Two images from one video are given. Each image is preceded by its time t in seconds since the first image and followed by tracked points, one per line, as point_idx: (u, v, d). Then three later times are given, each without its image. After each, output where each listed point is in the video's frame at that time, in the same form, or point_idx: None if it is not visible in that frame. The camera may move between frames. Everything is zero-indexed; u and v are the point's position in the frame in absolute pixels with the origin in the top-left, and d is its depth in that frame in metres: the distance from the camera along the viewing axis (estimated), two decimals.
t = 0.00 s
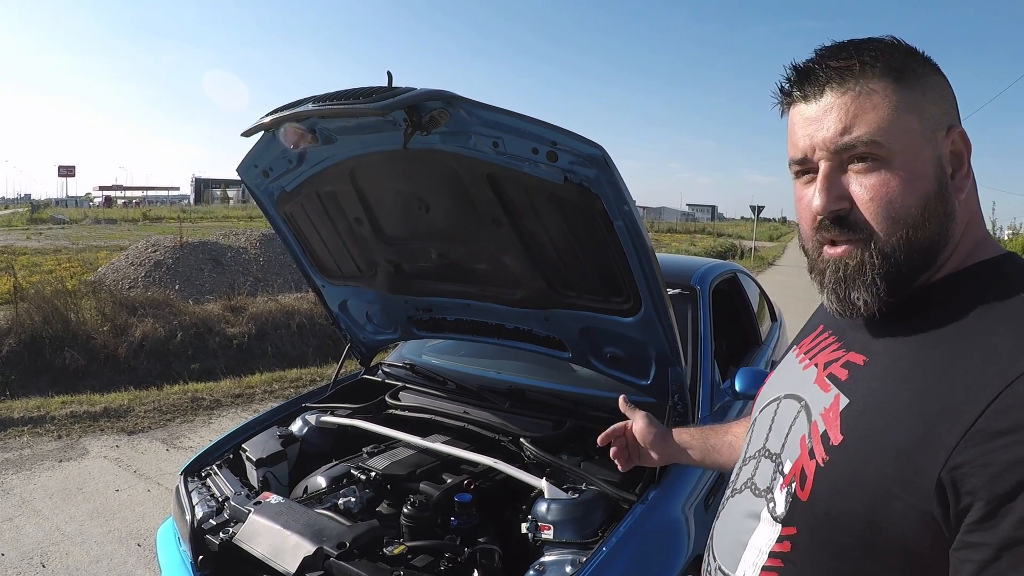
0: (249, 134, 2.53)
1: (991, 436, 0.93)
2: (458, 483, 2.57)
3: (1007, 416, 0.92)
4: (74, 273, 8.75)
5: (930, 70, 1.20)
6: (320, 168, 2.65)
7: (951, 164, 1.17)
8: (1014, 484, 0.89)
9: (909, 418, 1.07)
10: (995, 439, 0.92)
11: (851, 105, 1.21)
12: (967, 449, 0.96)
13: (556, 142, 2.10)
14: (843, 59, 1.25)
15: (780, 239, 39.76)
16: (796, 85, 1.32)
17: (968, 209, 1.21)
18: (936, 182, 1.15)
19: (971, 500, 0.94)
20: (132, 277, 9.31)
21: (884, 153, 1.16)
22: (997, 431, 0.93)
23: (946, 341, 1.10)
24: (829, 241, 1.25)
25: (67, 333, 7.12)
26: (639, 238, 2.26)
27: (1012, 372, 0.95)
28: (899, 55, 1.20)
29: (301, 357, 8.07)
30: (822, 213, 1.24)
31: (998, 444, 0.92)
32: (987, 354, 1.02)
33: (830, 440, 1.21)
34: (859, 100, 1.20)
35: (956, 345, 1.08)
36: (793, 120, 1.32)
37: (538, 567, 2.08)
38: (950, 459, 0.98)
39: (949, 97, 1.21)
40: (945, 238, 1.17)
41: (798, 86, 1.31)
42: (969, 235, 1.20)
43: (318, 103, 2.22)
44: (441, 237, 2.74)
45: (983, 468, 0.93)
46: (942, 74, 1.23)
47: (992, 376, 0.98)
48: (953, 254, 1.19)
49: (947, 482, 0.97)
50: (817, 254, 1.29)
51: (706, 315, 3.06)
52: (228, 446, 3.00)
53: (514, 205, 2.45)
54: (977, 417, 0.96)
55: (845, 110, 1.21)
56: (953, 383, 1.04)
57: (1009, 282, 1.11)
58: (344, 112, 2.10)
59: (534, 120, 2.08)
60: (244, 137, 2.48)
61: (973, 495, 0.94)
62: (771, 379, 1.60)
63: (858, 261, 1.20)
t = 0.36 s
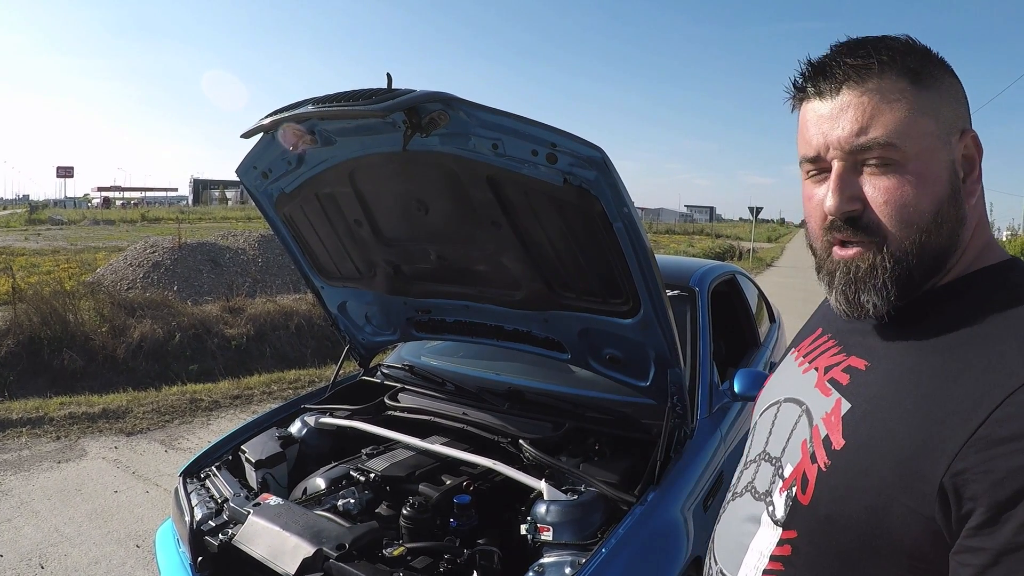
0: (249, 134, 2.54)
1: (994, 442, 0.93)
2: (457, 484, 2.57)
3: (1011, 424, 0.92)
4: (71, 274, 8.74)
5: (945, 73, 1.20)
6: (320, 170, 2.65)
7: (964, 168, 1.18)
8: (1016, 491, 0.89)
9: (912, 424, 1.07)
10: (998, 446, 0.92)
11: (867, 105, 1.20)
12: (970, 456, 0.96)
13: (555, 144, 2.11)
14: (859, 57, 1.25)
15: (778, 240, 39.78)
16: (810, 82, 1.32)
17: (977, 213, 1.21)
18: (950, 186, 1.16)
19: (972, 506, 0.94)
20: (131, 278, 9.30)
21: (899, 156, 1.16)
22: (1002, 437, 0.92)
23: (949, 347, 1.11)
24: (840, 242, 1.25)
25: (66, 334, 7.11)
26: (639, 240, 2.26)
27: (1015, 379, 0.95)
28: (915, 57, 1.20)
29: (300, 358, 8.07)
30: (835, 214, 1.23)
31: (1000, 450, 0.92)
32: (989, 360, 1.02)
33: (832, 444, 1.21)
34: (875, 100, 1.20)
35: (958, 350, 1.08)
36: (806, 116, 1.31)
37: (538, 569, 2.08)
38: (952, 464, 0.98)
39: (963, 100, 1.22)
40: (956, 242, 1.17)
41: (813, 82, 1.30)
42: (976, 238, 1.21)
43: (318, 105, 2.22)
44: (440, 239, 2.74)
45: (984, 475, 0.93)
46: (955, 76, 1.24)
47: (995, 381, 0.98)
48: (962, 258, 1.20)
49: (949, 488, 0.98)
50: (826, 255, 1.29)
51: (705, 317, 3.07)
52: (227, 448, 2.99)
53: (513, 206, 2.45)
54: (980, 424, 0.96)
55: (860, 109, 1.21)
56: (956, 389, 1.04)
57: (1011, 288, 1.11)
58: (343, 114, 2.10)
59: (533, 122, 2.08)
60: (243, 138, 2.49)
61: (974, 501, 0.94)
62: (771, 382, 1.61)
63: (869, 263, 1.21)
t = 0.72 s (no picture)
0: (247, 136, 2.54)
1: (992, 460, 0.94)
2: (457, 486, 2.57)
3: (1006, 440, 0.93)
4: (69, 275, 8.72)
5: (922, 79, 1.20)
6: (319, 172, 2.65)
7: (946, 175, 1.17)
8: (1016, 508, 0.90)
9: (908, 438, 1.08)
10: (995, 464, 0.93)
11: (841, 121, 1.21)
12: (969, 472, 0.96)
13: (555, 146, 2.10)
14: (831, 71, 1.25)
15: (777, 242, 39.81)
16: (784, 98, 1.32)
17: (965, 218, 1.20)
18: (931, 198, 1.15)
19: (975, 523, 0.95)
20: (129, 280, 9.28)
21: (875, 172, 1.16)
22: (998, 454, 0.93)
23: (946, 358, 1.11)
24: (820, 261, 1.26)
25: (64, 335, 7.09)
26: (637, 243, 2.26)
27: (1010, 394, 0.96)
28: (888, 67, 1.20)
29: (298, 360, 8.06)
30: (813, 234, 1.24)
31: (997, 468, 0.93)
32: (982, 374, 1.02)
33: (831, 467, 1.21)
34: (849, 117, 1.20)
35: (956, 361, 1.09)
36: (781, 134, 1.32)
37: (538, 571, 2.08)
38: (951, 482, 0.98)
39: (942, 105, 1.21)
40: (941, 253, 1.16)
41: (787, 98, 1.31)
42: (965, 244, 1.20)
43: (317, 106, 2.21)
44: (439, 240, 2.74)
45: (983, 492, 0.94)
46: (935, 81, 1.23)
47: (990, 395, 0.99)
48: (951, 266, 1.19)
49: (948, 507, 0.98)
50: (808, 273, 1.29)
51: (703, 318, 3.07)
52: (225, 450, 2.99)
53: (512, 208, 2.45)
54: (978, 440, 0.97)
55: (834, 126, 1.21)
56: (952, 403, 1.04)
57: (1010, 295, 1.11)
58: (343, 116, 2.10)
59: (532, 125, 2.08)
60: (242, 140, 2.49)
61: (975, 518, 0.95)
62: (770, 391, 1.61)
63: (851, 280, 1.21)
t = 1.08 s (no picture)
0: (245, 137, 2.54)
1: (1008, 463, 0.93)
2: (455, 489, 2.56)
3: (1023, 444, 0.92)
4: (66, 276, 8.70)
5: (956, 82, 1.18)
6: (317, 172, 2.64)
7: (972, 181, 1.17)
8: None
9: (923, 441, 1.07)
10: (1011, 466, 0.92)
11: (872, 119, 1.20)
12: (983, 475, 0.95)
13: (554, 148, 2.10)
14: (865, 68, 1.24)
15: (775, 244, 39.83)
16: (816, 91, 1.31)
17: (987, 225, 1.20)
18: (957, 203, 1.14)
19: (986, 527, 0.93)
20: (127, 280, 9.27)
21: (903, 171, 1.15)
22: (1013, 457, 0.92)
23: (957, 365, 1.11)
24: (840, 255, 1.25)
25: (62, 336, 7.08)
26: (636, 244, 2.25)
27: None
28: (922, 67, 1.19)
29: (296, 361, 8.05)
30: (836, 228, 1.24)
31: (1013, 471, 0.92)
32: (1002, 377, 1.02)
33: (842, 464, 1.21)
34: (881, 114, 1.19)
35: (970, 368, 1.08)
36: (810, 127, 1.31)
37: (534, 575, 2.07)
38: (965, 484, 0.97)
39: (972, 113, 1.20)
40: (964, 257, 1.16)
41: (817, 92, 1.30)
42: (984, 250, 1.20)
43: (314, 108, 2.21)
44: (438, 242, 2.73)
45: (997, 495, 0.93)
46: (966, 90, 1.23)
47: (1008, 399, 0.98)
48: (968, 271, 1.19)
49: (962, 508, 0.97)
50: (828, 268, 1.30)
51: (701, 319, 3.08)
52: (223, 451, 2.98)
53: (510, 210, 2.45)
54: (994, 443, 0.96)
55: (864, 123, 1.21)
56: (966, 407, 1.04)
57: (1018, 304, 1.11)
58: (342, 117, 2.09)
59: (531, 126, 2.08)
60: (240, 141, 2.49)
61: (987, 522, 0.93)
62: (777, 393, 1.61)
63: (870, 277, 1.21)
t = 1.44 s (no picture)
0: (243, 137, 2.53)
1: (969, 461, 0.94)
2: (454, 489, 2.56)
3: (986, 441, 0.93)
4: (65, 275, 8.69)
5: (911, 88, 1.18)
6: (316, 172, 2.64)
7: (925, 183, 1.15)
8: (987, 511, 0.90)
9: (894, 438, 1.08)
10: (972, 464, 0.93)
11: (828, 126, 1.25)
12: (945, 472, 0.96)
13: (554, 149, 2.10)
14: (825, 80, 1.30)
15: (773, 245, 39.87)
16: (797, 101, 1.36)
17: (962, 227, 1.16)
18: (896, 207, 1.16)
19: (945, 525, 0.95)
20: (125, 280, 9.26)
21: (840, 179, 1.22)
22: (976, 455, 0.93)
23: (929, 364, 1.11)
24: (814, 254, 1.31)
25: (60, 335, 7.07)
26: (635, 243, 2.24)
27: (999, 395, 0.95)
28: (875, 78, 1.22)
29: (294, 361, 8.04)
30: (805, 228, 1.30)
31: (976, 468, 0.92)
32: (974, 373, 1.01)
33: (821, 454, 1.22)
34: (826, 126, 1.26)
35: (942, 365, 1.08)
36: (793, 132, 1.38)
37: None
38: (930, 480, 0.98)
39: (949, 115, 1.18)
40: (912, 260, 1.17)
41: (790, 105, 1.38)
42: (960, 254, 1.17)
43: (313, 108, 2.21)
44: (437, 242, 2.73)
45: (957, 492, 0.94)
46: (948, 92, 1.20)
47: (977, 397, 0.98)
48: (941, 274, 1.18)
49: (923, 504, 0.99)
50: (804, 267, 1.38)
51: (700, 320, 3.08)
52: (221, 451, 2.97)
53: (509, 210, 2.45)
54: (959, 441, 0.97)
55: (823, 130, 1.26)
56: (935, 405, 1.04)
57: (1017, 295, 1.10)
58: (341, 118, 2.08)
59: (532, 127, 2.08)
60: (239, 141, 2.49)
61: (946, 520, 0.94)
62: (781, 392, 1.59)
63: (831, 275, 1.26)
